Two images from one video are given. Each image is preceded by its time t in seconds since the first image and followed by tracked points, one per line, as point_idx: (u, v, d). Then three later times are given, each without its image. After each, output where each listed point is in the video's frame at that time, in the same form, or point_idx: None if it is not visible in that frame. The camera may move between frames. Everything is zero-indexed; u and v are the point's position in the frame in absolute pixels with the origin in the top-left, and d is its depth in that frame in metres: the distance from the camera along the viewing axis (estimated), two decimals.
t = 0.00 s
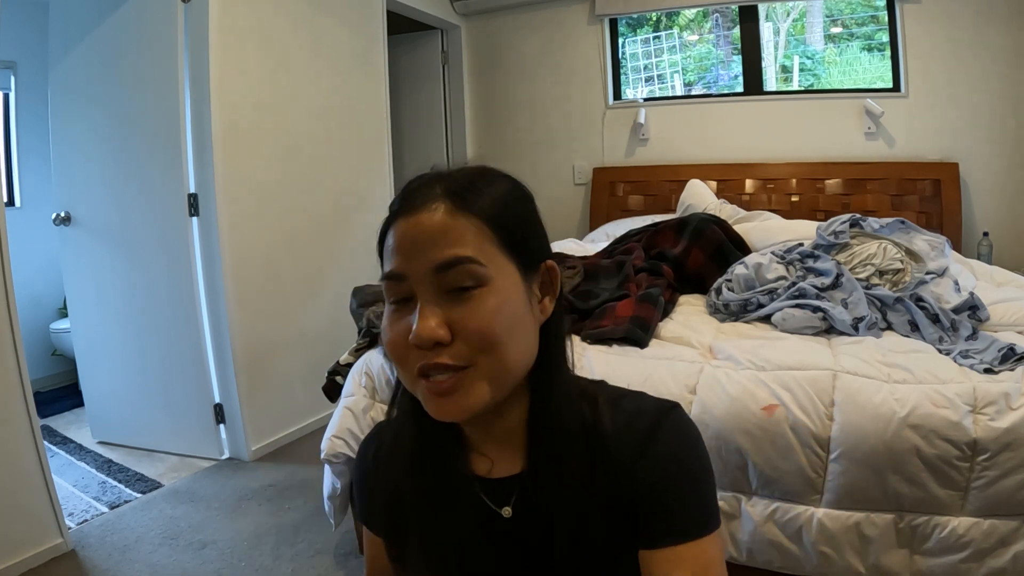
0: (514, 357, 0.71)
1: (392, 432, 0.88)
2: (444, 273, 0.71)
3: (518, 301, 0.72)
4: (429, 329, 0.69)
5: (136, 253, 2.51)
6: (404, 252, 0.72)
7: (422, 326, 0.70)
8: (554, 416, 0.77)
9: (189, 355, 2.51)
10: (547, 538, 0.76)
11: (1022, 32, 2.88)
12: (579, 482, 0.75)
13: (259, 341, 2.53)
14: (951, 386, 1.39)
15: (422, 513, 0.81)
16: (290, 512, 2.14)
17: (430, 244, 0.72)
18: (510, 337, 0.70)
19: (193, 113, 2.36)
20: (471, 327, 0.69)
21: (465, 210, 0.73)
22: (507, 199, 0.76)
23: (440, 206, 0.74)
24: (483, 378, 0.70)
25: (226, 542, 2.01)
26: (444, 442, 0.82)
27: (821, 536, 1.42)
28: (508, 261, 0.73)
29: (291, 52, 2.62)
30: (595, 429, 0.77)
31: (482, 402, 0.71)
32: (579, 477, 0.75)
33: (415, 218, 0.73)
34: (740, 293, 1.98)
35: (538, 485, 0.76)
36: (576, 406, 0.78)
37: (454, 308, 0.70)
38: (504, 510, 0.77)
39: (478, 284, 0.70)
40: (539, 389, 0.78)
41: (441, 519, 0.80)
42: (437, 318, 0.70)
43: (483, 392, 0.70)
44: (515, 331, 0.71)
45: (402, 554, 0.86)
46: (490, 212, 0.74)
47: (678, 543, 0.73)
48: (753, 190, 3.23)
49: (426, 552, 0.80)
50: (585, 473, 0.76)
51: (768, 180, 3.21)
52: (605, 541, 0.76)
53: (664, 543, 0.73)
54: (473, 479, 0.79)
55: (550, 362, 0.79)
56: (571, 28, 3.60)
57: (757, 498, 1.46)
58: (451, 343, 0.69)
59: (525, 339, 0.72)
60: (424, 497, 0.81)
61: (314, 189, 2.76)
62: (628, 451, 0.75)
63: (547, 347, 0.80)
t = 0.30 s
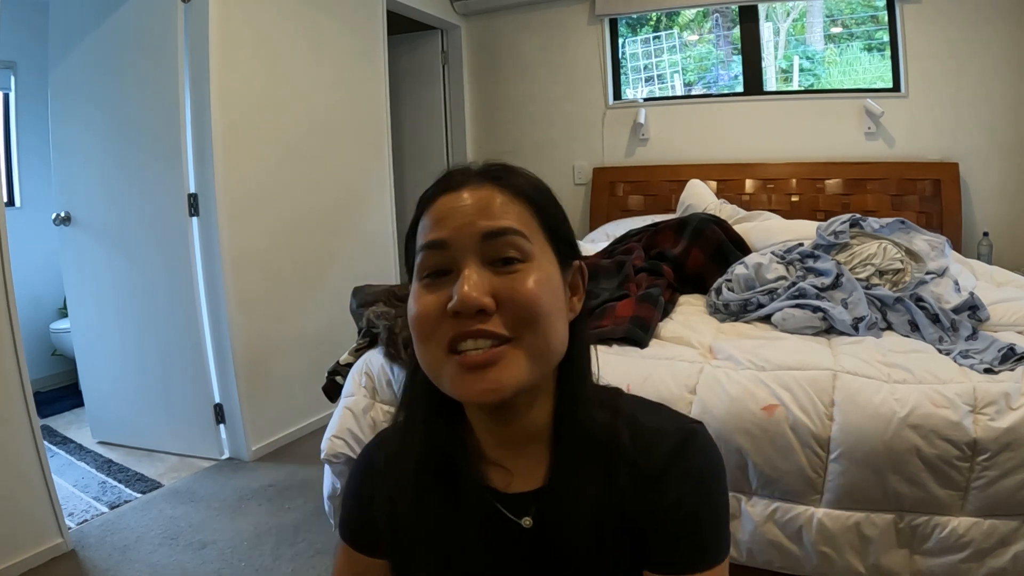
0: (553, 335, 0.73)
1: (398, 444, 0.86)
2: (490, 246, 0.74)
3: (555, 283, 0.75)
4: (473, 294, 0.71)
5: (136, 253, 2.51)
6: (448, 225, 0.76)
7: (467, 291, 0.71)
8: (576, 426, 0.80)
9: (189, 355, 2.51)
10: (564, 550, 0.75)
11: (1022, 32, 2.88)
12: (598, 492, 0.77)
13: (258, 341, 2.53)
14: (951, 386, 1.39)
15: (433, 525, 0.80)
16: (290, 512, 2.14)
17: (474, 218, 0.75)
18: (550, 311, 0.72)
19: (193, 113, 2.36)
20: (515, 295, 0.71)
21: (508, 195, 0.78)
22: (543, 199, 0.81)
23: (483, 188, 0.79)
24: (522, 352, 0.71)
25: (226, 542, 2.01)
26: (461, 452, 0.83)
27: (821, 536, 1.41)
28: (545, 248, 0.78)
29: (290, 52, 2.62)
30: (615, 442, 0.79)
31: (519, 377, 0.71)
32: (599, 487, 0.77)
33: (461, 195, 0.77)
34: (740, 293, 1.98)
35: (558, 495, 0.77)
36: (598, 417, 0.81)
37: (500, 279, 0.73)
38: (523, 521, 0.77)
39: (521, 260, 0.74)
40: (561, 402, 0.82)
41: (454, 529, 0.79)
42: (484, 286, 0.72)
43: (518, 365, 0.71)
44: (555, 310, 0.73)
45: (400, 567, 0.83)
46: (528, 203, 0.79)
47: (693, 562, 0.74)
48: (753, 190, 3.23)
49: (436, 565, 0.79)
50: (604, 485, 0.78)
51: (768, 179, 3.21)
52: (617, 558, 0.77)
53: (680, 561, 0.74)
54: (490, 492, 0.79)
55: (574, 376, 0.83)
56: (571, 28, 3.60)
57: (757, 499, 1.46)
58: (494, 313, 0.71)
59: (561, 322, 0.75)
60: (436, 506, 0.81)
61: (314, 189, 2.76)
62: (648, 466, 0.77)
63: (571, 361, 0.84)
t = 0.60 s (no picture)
0: (571, 336, 0.71)
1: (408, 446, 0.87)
2: (511, 240, 0.75)
3: (577, 284, 0.74)
4: (492, 288, 0.70)
5: (136, 253, 2.51)
6: (468, 219, 0.77)
7: (486, 285, 0.71)
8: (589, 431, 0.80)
9: (189, 355, 2.51)
10: (567, 554, 0.75)
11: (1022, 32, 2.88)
12: (607, 498, 0.77)
13: (258, 341, 2.53)
14: (952, 386, 1.39)
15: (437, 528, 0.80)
16: (290, 512, 2.14)
17: (495, 211, 0.76)
18: (569, 310, 0.71)
19: (193, 112, 2.36)
20: (534, 292, 0.70)
21: (529, 191, 0.79)
22: (565, 197, 0.83)
23: (505, 183, 0.80)
24: (540, 352, 0.70)
25: (226, 542, 2.01)
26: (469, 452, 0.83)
27: (821, 536, 1.41)
28: (566, 248, 0.78)
29: (290, 52, 2.62)
30: (627, 449, 0.80)
31: (536, 377, 0.70)
32: (609, 493, 0.77)
33: (482, 189, 0.79)
34: (741, 293, 1.98)
35: (567, 501, 0.76)
36: (611, 424, 0.81)
37: (519, 275, 0.72)
38: (528, 532, 0.76)
39: (542, 257, 0.74)
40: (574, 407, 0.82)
41: (459, 531, 0.79)
42: (504, 280, 0.72)
43: (536, 365, 0.70)
44: (574, 311, 0.72)
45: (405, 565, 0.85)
46: (550, 201, 0.80)
47: (696, 565, 0.76)
48: (753, 190, 3.23)
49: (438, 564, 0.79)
50: (615, 492, 0.78)
51: (768, 180, 3.21)
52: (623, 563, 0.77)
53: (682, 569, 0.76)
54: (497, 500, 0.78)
55: (588, 382, 0.83)
56: (571, 28, 3.60)
57: (757, 499, 1.47)
58: (513, 308, 0.70)
59: (580, 323, 0.73)
60: (442, 508, 0.81)
61: (314, 189, 2.76)
62: (661, 476, 0.77)
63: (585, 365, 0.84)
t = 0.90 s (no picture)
0: (547, 360, 0.72)
1: (398, 453, 0.86)
2: (482, 263, 0.73)
3: (553, 301, 0.73)
4: (463, 320, 0.70)
5: (136, 253, 2.51)
6: (438, 240, 0.75)
7: (456, 318, 0.71)
8: (583, 437, 0.80)
9: (188, 355, 2.51)
10: (565, 556, 0.75)
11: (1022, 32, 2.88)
12: (602, 503, 0.77)
13: (258, 341, 2.53)
14: (952, 386, 1.39)
15: (431, 537, 0.80)
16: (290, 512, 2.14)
17: (465, 230, 0.74)
18: (543, 335, 0.71)
19: (193, 112, 2.36)
20: (506, 320, 0.70)
21: (502, 203, 0.77)
22: (545, 202, 0.80)
23: (476, 194, 0.77)
24: (514, 381, 0.70)
25: (226, 542, 2.01)
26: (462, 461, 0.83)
27: (821, 536, 1.41)
28: (542, 261, 0.76)
29: (290, 52, 2.62)
30: (623, 453, 0.80)
31: (511, 408, 0.71)
32: (606, 497, 0.77)
33: (452, 204, 0.76)
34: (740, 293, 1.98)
35: (561, 506, 0.77)
36: (606, 428, 0.82)
37: (491, 301, 0.72)
38: (518, 541, 0.77)
39: (514, 278, 0.73)
40: (567, 415, 0.82)
41: (455, 540, 0.79)
42: (474, 311, 0.71)
43: (510, 396, 0.70)
44: (550, 333, 0.72)
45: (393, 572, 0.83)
46: (525, 209, 0.78)
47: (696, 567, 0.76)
48: (753, 190, 3.23)
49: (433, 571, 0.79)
50: (612, 496, 0.77)
51: (768, 179, 3.21)
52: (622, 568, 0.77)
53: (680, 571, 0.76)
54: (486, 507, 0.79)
55: (582, 388, 0.83)
56: (571, 28, 3.60)
57: (757, 499, 1.47)
58: (485, 339, 0.70)
59: (558, 343, 0.73)
60: (436, 516, 0.81)
61: (314, 189, 2.76)
62: (657, 480, 0.77)
63: (578, 372, 0.85)
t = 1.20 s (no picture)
0: (559, 354, 0.73)
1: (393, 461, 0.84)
2: (488, 260, 0.73)
3: (559, 295, 0.74)
4: (474, 318, 0.70)
5: (136, 252, 2.51)
6: (440, 241, 0.74)
7: (467, 316, 0.71)
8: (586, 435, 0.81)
9: (189, 355, 2.52)
10: (577, 554, 0.75)
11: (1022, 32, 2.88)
12: (609, 497, 0.77)
13: (258, 342, 2.53)
14: (951, 386, 1.38)
15: (434, 540, 0.78)
16: (290, 512, 2.14)
17: (466, 230, 0.74)
18: (555, 328, 0.72)
19: (193, 112, 2.36)
20: (518, 316, 0.71)
21: (502, 198, 0.76)
22: (545, 197, 0.80)
23: (475, 191, 0.77)
24: (528, 376, 0.72)
25: (226, 542, 2.01)
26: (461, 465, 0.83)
27: (820, 536, 1.42)
28: (546, 255, 0.77)
29: (290, 52, 2.62)
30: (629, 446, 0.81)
31: (526, 402, 0.72)
32: (615, 491, 0.77)
33: (452, 200, 0.75)
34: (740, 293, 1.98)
35: (570, 501, 0.77)
36: (608, 425, 0.83)
37: (501, 297, 0.72)
38: (532, 542, 0.76)
39: (521, 273, 0.73)
40: (568, 414, 0.82)
41: (460, 540, 0.77)
42: (484, 308, 0.71)
43: (523, 391, 0.72)
44: (561, 326, 0.73)
45: None
46: (526, 204, 0.78)
47: (712, 554, 0.75)
48: (753, 190, 3.23)
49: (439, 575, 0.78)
50: (621, 490, 0.77)
51: (768, 179, 3.21)
52: (632, 564, 0.76)
53: (692, 567, 0.76)
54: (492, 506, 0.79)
55: (583, 384, 0.83)
56: (571, 28, 3.60)
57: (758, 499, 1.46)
58: (498, 336, 0.71)
59: (568, 335, 0.74)
60: (443, 516, 0.80)
61: (314, 189, 2.76)
62: (663, 473, 0.77)
63: (577, 370, 0.85)
